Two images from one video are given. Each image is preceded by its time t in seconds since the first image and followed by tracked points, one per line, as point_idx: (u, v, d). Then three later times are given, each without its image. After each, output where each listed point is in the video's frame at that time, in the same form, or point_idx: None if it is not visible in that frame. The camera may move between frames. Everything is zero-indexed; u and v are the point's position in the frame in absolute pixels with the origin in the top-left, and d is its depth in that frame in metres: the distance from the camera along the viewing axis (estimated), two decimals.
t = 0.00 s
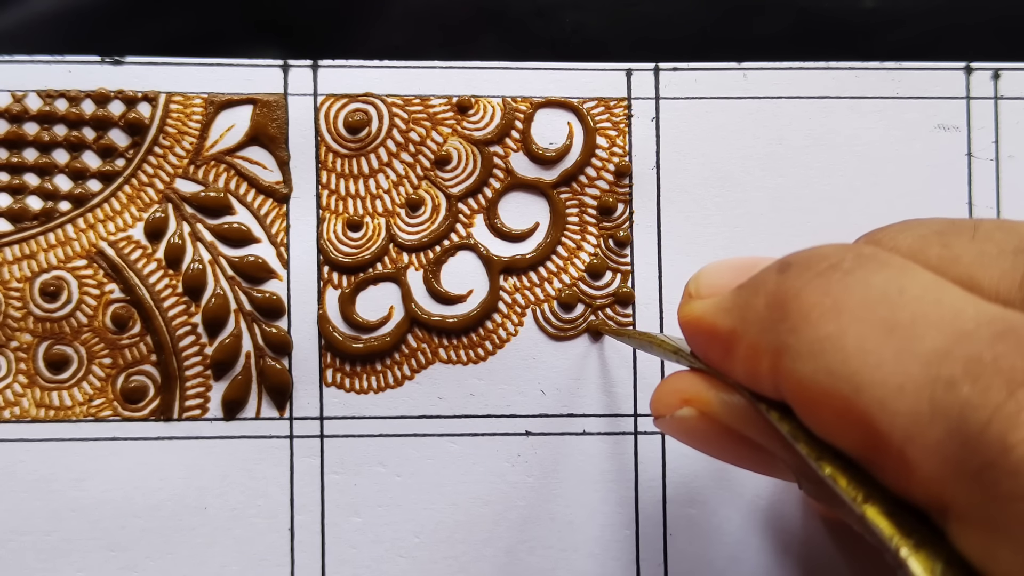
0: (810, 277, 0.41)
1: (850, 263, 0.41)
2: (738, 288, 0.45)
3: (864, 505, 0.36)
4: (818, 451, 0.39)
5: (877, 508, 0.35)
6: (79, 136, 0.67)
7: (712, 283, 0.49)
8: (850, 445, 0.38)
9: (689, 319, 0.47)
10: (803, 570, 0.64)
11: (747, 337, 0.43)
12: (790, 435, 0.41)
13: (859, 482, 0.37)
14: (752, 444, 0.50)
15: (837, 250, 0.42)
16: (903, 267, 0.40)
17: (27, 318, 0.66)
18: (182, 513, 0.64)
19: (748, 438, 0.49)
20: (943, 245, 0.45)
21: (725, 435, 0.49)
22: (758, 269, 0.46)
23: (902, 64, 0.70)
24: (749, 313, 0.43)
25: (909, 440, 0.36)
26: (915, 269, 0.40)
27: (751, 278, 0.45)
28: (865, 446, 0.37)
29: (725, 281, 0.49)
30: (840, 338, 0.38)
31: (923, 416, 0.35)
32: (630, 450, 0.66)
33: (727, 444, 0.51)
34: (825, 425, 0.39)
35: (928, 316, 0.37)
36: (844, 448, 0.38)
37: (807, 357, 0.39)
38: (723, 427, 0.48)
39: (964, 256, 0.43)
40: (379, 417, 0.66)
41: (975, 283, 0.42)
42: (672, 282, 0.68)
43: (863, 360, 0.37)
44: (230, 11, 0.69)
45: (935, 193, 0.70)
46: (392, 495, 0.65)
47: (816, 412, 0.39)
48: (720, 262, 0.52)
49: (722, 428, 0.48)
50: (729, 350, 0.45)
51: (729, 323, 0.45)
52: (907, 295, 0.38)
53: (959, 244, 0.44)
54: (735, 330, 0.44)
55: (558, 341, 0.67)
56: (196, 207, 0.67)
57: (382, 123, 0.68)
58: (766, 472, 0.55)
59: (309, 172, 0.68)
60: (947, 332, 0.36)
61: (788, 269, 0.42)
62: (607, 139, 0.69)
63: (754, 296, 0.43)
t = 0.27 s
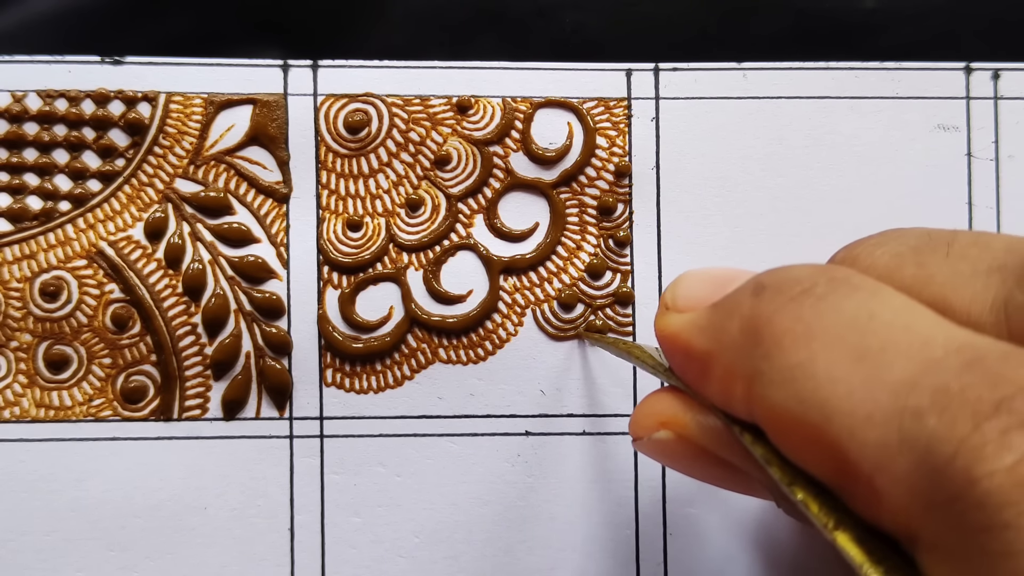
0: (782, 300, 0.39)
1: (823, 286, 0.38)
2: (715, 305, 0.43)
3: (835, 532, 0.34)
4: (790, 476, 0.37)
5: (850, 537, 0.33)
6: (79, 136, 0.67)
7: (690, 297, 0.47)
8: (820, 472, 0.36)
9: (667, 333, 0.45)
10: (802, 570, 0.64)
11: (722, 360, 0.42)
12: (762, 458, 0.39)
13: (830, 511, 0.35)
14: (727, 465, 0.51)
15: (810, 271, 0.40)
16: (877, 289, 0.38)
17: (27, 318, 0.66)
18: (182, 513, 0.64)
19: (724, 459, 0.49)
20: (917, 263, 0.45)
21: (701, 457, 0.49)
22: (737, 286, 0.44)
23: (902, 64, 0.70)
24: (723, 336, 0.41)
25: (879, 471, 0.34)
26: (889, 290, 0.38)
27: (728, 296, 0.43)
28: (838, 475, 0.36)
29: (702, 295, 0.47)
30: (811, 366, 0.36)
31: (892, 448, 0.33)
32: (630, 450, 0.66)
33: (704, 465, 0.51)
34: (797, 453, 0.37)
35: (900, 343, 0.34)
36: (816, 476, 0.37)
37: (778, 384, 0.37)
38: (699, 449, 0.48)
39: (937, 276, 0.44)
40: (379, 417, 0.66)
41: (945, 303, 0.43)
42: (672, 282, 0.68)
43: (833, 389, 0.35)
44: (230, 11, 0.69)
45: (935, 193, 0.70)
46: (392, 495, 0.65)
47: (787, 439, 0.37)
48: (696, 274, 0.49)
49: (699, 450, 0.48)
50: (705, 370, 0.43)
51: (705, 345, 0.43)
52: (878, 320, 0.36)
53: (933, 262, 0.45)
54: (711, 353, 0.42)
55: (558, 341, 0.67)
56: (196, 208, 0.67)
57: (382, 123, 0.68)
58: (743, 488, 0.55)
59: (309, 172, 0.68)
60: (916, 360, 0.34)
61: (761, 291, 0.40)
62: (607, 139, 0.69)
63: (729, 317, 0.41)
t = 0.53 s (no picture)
0: (807, 309, 0.40)
1: (847, 294, 0.40)
2: (738, 316, 0.45)
3: (864, 540, 0.35)
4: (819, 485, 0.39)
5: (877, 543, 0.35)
6: (79, 136, 0.67)
7: (712, 307, 0.49)
8: (848, 479, 0.38)
9: (690, 346, 0.46)
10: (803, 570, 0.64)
11: (747, 369, 0.43)
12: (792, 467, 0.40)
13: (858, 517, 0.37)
14: (755, 475, 0.51)
15: (834, 279, 0.41)
16: (902, 297, 0.39)
17: (27, 319, 0.66)
18: (182, 513, 0.64)
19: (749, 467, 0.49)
20: (941, 270, 0.45)
21: (729, 466, 0.50)
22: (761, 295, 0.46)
23: (902, 64, 0.70)
24: (748, 345, 0.43)
25: (907, 478, 0.35)
26: (914, 298, 0.39)
27: (752, 306, 0.44)
28: (866, 483, 0.37)
29: (724, 306, 0.49)
30: (837, 373, 0.37)
31: (920, 454, 0.34)
32: (630, 450, 0.66)
33: (730, 472, 0.52)
34: (825, 461, 0.38)
35: (925, 350, 0.36)
36: (845, 484, 0.38)
37: (805, 391, 0.38)
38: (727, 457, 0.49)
39: (962, 283, 0.44)
40: (379, 417, 0.66)
41: (971, 310, 0.43)
42: (672, 282, 0.68)
43: (860, 397, 0.36)
44: (230, 11, 0.69)
45: (935, 193, 0.70)
46: (392, 495, 0.65)
47: (815, 448, 0.38)
48: (719, 287, 0.51)
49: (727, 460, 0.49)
50: (730, 380, 0.44)
51: (729, 353, 0.44)
52: (904, 328, 0.37)
53: (958, 269, 0.45)
54: (735, 362, 0.44)
55: (558, 341, 0.67)
56: (196, 208, 0.67)
57: (382, 123, 0.68)
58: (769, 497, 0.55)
59: (309, 172, 0.68)
60: (943, 367, 0.35)
61: (786, 300, 0.42)
62: (607, 139, 0.69)
63: (753, 327, 0.43)
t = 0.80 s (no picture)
0: (802, 303, 0.40)
1: (842, 288, 0.40)
2: (729, 310, 0.45)
3: (859, 535, 0.36)
4: (814, 481, 0.39)
5: (872, 538, 0.35)
6: (79, 136, 0.67)
7: (702, 302, 0.49)
8: (847, 473, 0.38)
9: (678, 342, 0.47)
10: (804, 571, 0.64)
11: (742, 364, 0.43)
12: (786, 464, 0.41)
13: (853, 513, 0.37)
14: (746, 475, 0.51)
15: (829, 274, 0.42)
16: (897, 292, 0.39)
17: (27, 318, 0.66)
18: (181, 513, 0.64)
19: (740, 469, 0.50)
20: (934, 264, 0.46)
21: (717, 467, 0.50)
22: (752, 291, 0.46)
23: (902, 64, 0.70)
24: (743, 340, 0.43)
25: (905, 471, 0.35)
26: (910, 293, 0.39)
27: (743, 301, 0.45)
28: (862, 476, 0.37)
29: (713, 300, 0.49)
30: (834, 367, 0.38)
31: (917, 446, 0.35)
32: (630, 450, 0.66)
33: (722, 474, 0.52)
34: (822, 454, 0.39)
35: (923, 344, 0.36)
36: (841, 477, 0.38)
37: (801, 386, 0.39)
38: (716, 458, 0.49)
39: (956, 277, 0.44)
40: (378, 417, 0.65)
41: (965, 304, 0.43)
42: (672, 282, 0.68)
43: (858, 390, 0.37)
44: (230, 11, 0.69)
45: (935, 193, 0.70)
46: (392, 495, 0.65)
47: (813, 442, 0.39)
48: (710, 279, 0.51)
49: (716, 460, 0.49)
50: (723, 375, 0.45)
51: (723, 349, 0.45)
52: (900, 322, 0.37)
53: (951, 263, 0.45)
54: (730, 357, 0.44)
55: (558, 341, 0.67)
56: (195, 208, 0.67)
57: (382, 123, 0.68)
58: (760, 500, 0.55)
59: (309, 172, 0.68)
60: (941, 360, 0.35)
61: (779, 294, 0.42)
62: (607, 139, 0.69)
63: (746, 322, 0.43)
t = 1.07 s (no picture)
0: (788, 307, 0.39)
1: (828, 292, 0.39)
2: (719, 315, 0.44)
3: (847, 537, 0.35)
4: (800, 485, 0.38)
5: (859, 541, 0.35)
6: (78, 135, 0.67)
7: (695, 308, 0.48)
8: (830, 477, 0.37)
9: (670, 348, 0.46)
10: (803, 571, 0.64)
11: (728, 368, 0.42)
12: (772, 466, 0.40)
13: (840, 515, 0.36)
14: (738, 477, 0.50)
15: (815, 278, 0.41)
16: (882, 295, 0.38)
17: (27, 318, 0.66)
18: (182, 513, 0.64)
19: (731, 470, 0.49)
20: (921, 268, 0.45)
21: (709, 469, 0.49)
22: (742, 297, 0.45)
23: (901, 65, 0.70)
24: (730, 344, 0.42)
25: (888, 475, 0.35)
26: (895, 296, 0.38)
27: (733, 305, 0.44)
28: (847, 480, 0.37)
29: (705, 307, 0.48)
30: (819, 372, 0.37)
31: (900, 450, 0.34)
32: (629, 450, 0.66)
33: (713, 477, 0.51)
34: (807, 459, 0.38)
35: (906, 348, 0.35)
36: (826, 481, 0.38)
37: (786, 391, 0.38)
38: (708, 460, 0.47)
39: (942, 282, 0.44)
40: (378, 417, 0.66)
41: (952, 309, 0.43)
42: (672, 282, 0.68)
43: (841, 395, 0.36)
44: (230, 11, 0.69)
45: (935, 193, 0.70)
46: (392, 495, 0.65)
47: (797, 447, 0.38)
48: (701, 288, 0.51)
49: (708, 462, 0.48)
50: (711, 379, 0.44)
51: (710, 353, 0.43)
52: (884, 325, 0.36)
53: (937, 268, 0.45)
54: (716, 361, 0.43)
55: (558, 342, 0.67)
56: (195, 208, 0.67)
57: (382, 123, 0.68)
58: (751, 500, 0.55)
59: (308, 172, 0.68)
60: (923, 363, 0.34)
61: (767, 299, 0.41)
62: (607, 139, 0.69)
63: (734, 325, 0.42)
